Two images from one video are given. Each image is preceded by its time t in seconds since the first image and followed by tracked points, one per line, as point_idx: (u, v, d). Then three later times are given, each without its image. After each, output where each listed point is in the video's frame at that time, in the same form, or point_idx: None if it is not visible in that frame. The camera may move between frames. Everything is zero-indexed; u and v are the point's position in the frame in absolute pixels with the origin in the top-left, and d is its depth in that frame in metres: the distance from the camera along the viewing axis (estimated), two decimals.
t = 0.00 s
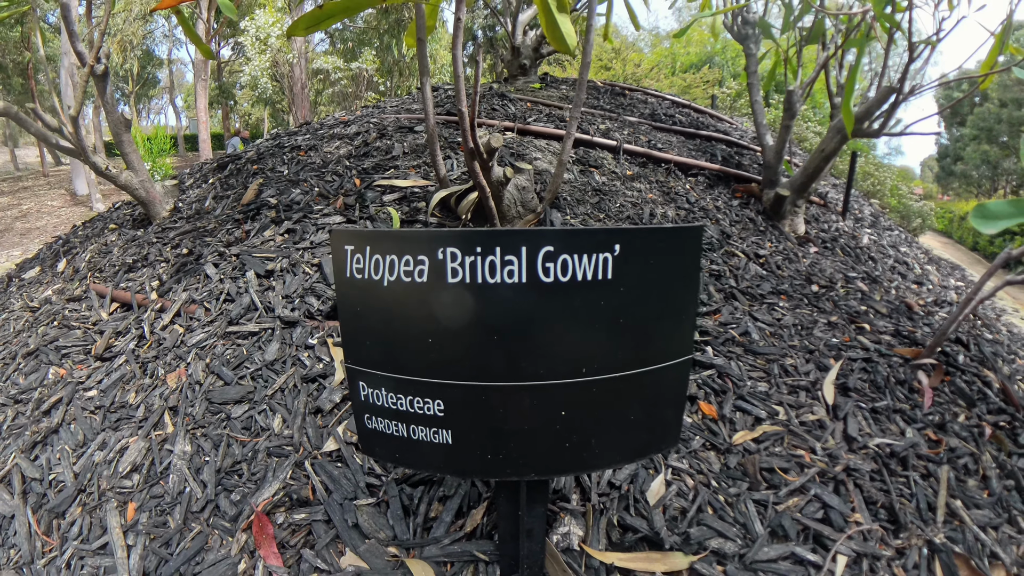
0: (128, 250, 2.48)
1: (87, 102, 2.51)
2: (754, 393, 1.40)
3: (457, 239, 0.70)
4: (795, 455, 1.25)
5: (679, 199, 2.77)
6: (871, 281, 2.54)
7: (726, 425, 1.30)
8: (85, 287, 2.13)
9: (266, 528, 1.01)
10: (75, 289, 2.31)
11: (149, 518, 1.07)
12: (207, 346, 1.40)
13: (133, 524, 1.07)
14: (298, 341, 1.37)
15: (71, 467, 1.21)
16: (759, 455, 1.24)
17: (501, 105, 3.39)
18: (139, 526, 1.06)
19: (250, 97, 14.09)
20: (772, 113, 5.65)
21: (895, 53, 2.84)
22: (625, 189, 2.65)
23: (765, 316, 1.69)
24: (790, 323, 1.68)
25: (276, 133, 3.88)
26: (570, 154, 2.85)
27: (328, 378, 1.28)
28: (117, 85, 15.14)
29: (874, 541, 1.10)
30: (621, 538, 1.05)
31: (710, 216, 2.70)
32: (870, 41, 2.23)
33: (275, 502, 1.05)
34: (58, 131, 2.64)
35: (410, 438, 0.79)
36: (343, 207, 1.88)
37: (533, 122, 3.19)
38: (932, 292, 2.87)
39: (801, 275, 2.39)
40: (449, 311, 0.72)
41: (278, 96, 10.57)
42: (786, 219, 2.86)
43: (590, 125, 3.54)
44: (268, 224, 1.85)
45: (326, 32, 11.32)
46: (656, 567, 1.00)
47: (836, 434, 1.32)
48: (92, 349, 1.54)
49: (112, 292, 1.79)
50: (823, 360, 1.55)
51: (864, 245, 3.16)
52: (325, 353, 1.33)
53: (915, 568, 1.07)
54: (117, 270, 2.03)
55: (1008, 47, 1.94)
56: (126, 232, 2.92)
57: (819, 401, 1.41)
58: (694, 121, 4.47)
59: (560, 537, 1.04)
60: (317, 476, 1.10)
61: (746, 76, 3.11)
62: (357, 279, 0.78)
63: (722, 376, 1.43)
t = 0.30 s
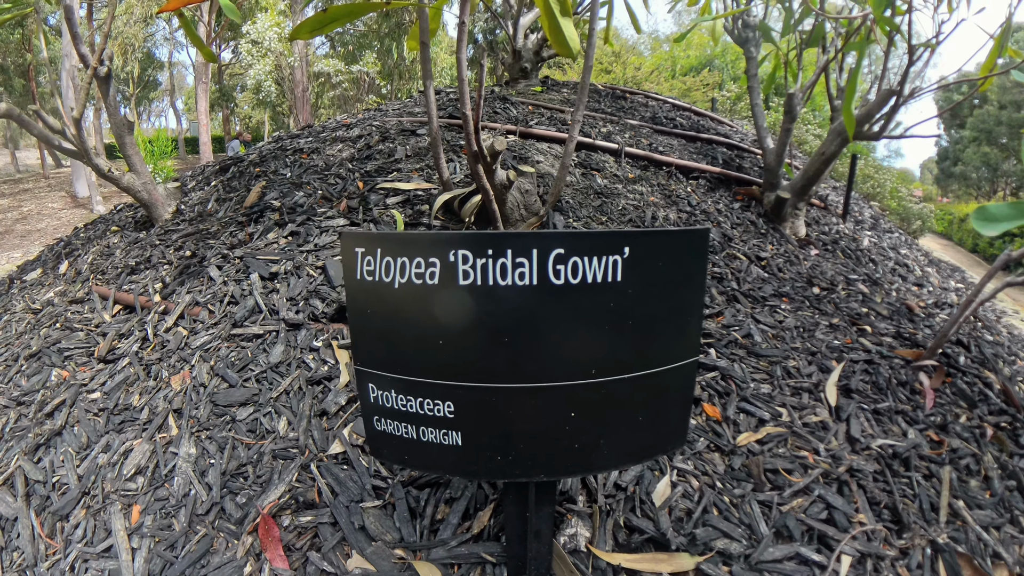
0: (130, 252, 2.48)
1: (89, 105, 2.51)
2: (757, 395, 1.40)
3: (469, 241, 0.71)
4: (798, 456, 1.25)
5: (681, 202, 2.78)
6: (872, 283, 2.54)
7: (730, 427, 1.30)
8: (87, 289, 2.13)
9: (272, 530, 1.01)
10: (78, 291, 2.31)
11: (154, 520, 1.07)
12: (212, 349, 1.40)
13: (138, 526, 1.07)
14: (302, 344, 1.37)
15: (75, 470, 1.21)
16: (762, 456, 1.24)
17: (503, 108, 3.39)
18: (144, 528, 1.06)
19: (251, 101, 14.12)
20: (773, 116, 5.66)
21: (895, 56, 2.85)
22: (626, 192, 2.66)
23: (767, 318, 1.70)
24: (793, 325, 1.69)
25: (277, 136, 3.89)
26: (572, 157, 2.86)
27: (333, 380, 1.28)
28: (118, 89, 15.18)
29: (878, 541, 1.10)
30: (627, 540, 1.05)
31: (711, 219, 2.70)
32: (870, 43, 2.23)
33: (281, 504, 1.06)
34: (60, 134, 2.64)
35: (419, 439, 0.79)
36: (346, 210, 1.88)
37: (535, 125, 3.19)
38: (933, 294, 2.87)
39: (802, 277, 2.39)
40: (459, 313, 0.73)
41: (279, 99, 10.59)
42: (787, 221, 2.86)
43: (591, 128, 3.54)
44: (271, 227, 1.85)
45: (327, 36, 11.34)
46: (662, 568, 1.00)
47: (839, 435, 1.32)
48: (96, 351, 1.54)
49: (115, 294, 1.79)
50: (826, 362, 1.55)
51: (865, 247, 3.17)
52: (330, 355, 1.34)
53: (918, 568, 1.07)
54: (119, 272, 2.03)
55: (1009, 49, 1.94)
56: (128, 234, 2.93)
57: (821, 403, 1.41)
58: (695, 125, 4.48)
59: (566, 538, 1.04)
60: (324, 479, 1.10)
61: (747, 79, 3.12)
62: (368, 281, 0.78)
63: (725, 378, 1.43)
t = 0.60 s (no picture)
0: (130, 254, 2.49)
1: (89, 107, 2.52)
2: (755, 396, 1.40)
3: (465, 244, 0.71)
4: (795, 457, 1.26)
5: (679, 204, 2.78)
6: (871, 285, 2.55)
7: (727, 429, 1.31)
8: (88, 291, 2.14)
9: (270, 530, 1.02)
10: (78, 292, 2.32)
11: (153, 521, 1.07)
12: (211, 350, 1.40)
13: (137, 526, 1.07)
14: (301, 345, 1.38)
15: (75, 470, 1.21)
16: (759, 458, 1.24)
17: (502, 111, 3.40)
18: (144, 529, 1.06)
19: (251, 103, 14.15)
20: (772, 118, 5.68)
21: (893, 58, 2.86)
22: (625, 194, 2.66)
23: (765, 320, 1.70)
24: (791, 327, 1.69)
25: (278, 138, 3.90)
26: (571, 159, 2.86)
27: (332, 382, 1.28)
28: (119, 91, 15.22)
29: (875, 542, 1.11)
30: (624, 541, 1.06)
31: (709, 221, 2.71)
32: (868, 46, 2.24)
33: (279, 505, 1.06)
34: (61, 136, 2.65)
35: (416, 440, 0.79)
36: (346, 213, 1.88)
37: (534, 128, 3.20)
38: (931, 295, 2.88)
39: (801, 279, 2.40)
40: (455, 316, 0.73)
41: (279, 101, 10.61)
42: (786, 223, 2.87)
43: (590, 131, 3.55)
44: (271, 229, 1.86)
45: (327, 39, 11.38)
46: (658, 569, 1.01)
47: (836, 437, 1.33)
48: (96, 353, 1.55)
49: (115, 296, 1.80)
50: (823, 364, 1.56)
51: (864, 249, 3.17)
52: (329, 357, 1.34)
53: (915, 569, 1.07)
54: (119, 274, 2.04)
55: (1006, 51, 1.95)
56: (128, 236, 2.93)
57: (819, 404, 1.42)
58: (694, 127, 4.49)
59: (563, 539, 1.04)
60: (322, 480, 1.10)
61: (745, 82, 3.13)
62: (365, 284, 0.79)
63: (723, 380, 1.44)
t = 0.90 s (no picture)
0: (130, 256, 2.49)
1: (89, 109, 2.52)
2: (755, 398, 1.40)
3: (466, 246, 0.71)
4: (796, 459, 1.26)
5: (679, 206, 2.78)
6: (870, 286, 2.55)
7: (727, 430, 1.31)
8: (88, 293, 2.14)
9: (271, 532, 1.02)
10: (78, 294, 2.32)
11: (154, 523, 1.07)
12: (212, 352, 1.40)
13: (137, 528, 1.07)
14: (302, 347, 1.37)
15: (75, 472, 1.21)
16: (760, 459, 1.24)
17: (502, 113, 3.41)
18: (144, 531, 1.06)
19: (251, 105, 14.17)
20: (771, 120, 5.69)
21: (893, 60, 2.86)
22: (625, 196, 2.67)
23: (765, 322, 1.70)
24: (791, 329, 1.69)
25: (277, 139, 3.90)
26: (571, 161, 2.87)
27: (333, 384, 1.28)
28: (119, 93, 15.24)
29: (876, 544, 1.11)
30: (624, 542, 1.06)
31: (709, 223, 2.71)
32: (868, 47, 2.24)
33: (280, 507, 1.06)
34: (61, 138, 2.65)
35: (417, 442, 0.79)
36: (346, 214, 1.88)
37: (534, 130, 3.21)
38: (932, 296, 2.88)
39: (801, 280, 2.40)
40: (456, 317, 0.73)
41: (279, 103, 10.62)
42: (786, 225, 2.87)
43: (590, 133, 3.56)
44: (271, 231, 1.86)
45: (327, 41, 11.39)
46: (659, 570, 1.01)
47: (837, 438, 1.33)
48: (96, 354, 1.55)
49: (115, 297, 1.80)
50: (824, 365, 1.56)
51: (864, 251, 3.18)
52: (329, 359, 1.34)
53: (917, 571, 1.07)
54: (119, 276, 2.04)
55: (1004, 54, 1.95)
56: (128, 238, 2.93)
57: (819, 405, 1.42)
58: (694, 129, 4.49)
59: (564, 541, 1.04)
60: (323, 482, 1.10)
61: (745, 83, 3.13)
62: (366, 285, 0.79)
63: (723, 382, 1.43)
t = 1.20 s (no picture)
0: (130, 257, 2.49)
1: (89, 111, 2.52)
2: (753, 399, 1.40)
3: (460, 248, 0.71)
4: (793, 460, 1.26)
5: (678, 207, 2.79)
6: (869, 287, 2.55)
7: (725, 431, 1.31)
8: (87, 294, 2.14)
9: (268, 533, 1.02)
10: (78, 295, 2.32)
11: (152, 523, 1.07)
12: (210, 353, 1.40)
13: (135, 528, 1.07)
14: (300, 349, 1.38)
15: (74, 472, 1.21)
16: (757, 460, 1.24)
17: (501, 115, 3.42)
18: (142, 531, 1.06)
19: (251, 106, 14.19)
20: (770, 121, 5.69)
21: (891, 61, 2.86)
22: (624, 198, 2.67)
23: (764, 323, 1.70)
24: (789, 330, 1.69)
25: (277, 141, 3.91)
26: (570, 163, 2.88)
27: (331, 385, 1.28)
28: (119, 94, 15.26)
29: (874, 545, 1.11)
30: (621, 544, 1.06)
31: (708, 224, 2.72)
32: (866, 49, 2.25)
33: (277, 508, 1.06)
34: (60, 139, 2.65)
35: (412, 443, 0.79)
36: (345, 216, 1.89)
37: (533, 131, 3.22)
38: (931, 297, 2.89)
39: (799, 281, 2.41)
40: (451, 319, 0.73)
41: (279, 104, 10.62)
42: (784, 226, 2.88)
43: (589, 135, 3.56)
44: (270, 233, 1.86)
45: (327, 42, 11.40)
46: (655, 572, 1.01)
47: (834, 440, 1.33)
48: (95, 355, 1.55)
49: (115, 298, 1.80)
50: (822, 367, 1.56)
51: (863, 252, 3.18)
52: (327, 360, 1.34)
53: (914, 572, 1.08)
54: (118, 277, 2.04)
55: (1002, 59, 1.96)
56: (127, 239, 2.94)
57: (817, 407, 1.42)
58: (693, 130, 4.50)
59: (560, 542, 1.05)
60: (320, 483, 1.10)
61: (744, 85, 3.14)
62: (362, 287, 0.79)
63: (721, 383, 1.43)
